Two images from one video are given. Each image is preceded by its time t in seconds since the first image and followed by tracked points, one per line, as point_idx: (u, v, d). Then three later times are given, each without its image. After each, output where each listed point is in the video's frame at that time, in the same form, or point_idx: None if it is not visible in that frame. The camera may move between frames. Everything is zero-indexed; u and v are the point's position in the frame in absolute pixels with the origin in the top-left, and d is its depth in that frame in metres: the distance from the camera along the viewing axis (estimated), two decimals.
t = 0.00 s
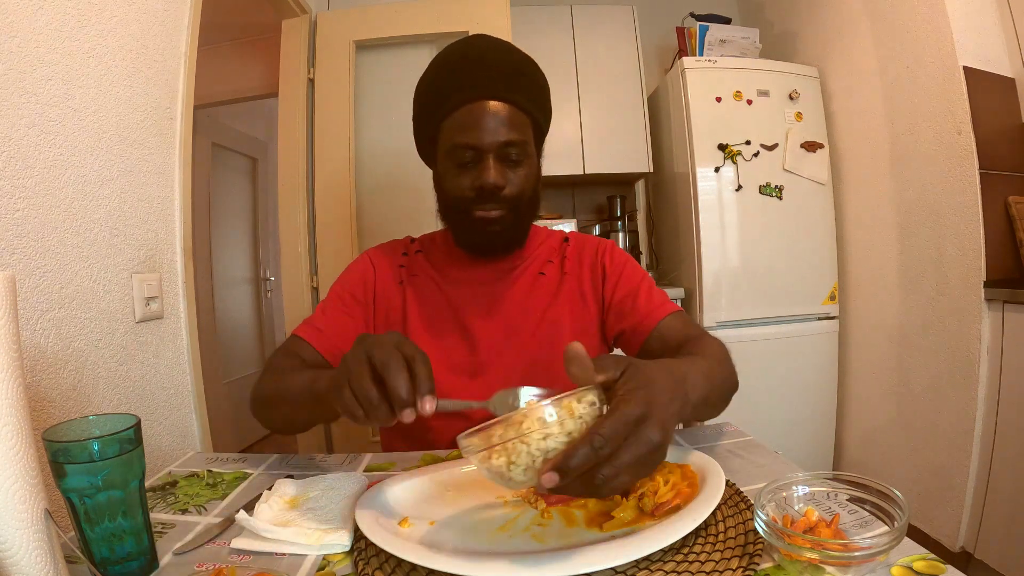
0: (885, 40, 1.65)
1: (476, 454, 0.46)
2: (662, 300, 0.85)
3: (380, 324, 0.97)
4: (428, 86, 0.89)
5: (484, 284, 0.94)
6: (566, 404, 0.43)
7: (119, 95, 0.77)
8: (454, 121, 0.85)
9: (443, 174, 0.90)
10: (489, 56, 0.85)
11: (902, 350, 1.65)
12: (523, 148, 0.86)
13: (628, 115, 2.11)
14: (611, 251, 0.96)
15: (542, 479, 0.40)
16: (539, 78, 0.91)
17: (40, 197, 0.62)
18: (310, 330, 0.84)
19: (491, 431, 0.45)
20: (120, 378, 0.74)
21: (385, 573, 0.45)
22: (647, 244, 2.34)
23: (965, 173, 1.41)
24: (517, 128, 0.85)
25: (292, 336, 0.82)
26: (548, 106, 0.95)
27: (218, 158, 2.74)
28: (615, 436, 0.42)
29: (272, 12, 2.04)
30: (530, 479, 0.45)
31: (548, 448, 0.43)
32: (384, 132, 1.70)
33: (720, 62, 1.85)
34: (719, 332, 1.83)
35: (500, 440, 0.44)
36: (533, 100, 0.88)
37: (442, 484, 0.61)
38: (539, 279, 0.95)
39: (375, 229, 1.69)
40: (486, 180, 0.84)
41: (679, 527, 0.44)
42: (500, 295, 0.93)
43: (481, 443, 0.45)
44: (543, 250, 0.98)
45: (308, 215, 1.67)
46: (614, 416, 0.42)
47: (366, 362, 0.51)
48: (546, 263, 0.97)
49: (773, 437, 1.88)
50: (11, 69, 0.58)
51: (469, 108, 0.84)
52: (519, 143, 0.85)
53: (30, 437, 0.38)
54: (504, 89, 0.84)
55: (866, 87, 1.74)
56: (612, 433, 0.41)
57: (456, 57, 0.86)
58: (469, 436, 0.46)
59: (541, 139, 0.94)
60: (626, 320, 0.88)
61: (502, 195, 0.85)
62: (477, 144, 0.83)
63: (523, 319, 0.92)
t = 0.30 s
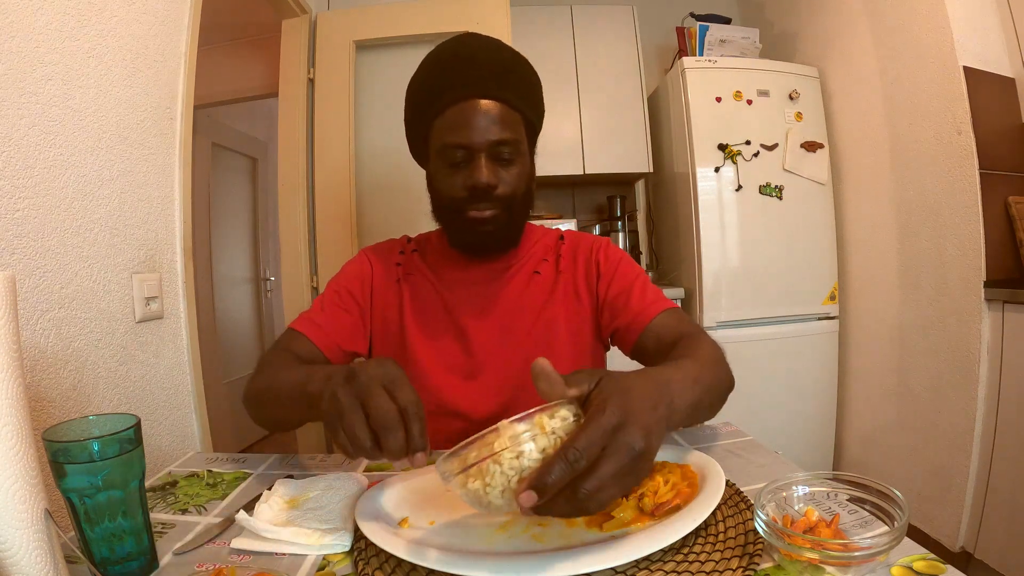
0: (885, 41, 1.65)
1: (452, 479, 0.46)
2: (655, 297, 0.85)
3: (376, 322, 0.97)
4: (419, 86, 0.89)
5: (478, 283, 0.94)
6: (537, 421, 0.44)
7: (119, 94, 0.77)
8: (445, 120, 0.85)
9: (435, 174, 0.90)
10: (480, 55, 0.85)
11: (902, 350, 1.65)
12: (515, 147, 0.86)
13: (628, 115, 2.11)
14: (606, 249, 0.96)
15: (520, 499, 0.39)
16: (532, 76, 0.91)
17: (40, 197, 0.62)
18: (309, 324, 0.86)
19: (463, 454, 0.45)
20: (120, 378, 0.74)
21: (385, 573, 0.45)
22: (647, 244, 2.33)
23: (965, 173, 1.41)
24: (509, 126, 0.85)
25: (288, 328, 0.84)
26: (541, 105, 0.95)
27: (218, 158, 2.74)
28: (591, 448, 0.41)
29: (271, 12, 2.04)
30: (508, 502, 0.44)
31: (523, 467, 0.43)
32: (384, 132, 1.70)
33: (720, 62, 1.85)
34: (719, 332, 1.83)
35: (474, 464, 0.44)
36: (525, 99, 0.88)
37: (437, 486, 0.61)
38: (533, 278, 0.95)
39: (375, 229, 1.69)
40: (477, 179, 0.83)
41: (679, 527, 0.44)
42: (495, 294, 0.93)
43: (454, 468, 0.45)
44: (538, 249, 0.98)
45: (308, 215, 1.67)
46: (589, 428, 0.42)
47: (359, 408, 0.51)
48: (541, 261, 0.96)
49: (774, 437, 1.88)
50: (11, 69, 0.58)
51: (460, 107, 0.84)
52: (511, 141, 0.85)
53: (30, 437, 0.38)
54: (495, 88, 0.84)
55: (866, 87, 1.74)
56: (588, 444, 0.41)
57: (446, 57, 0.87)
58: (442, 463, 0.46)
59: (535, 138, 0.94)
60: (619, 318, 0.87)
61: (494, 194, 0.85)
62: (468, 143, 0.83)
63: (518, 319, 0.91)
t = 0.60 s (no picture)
0: (885, 41, 1.65)
1: (450, 488, 0.46)
2: (653, 296, 0.85)
3: (372, 322, 0.97)
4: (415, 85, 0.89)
5: (475, 284, 0.94)
6: (532, 422, 0.44)
7: (120, 95, 0.77)
8: (441, 119, 0.85)
9: (431, 173, 0.90)
10: (476, 54, 0.85)
11: (902, 350, 1.65)
12: (510, 144, 0.85)
13: (628, 115, 2.11)
14: (604, 249, 0.96)
15: (522, 499, 0.39)
16: (528, 76, 0.91)
17: (40, 197, 0.62)
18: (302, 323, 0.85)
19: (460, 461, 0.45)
20: (120, 378, 0.74)
21: (385, 573, 0.45)
22: (647, 244, 2.33)
23: (965, 173, 1.41)
24: (504, 125, 0.85)
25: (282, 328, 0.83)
26: (537, 104, 0.95)
27: (218, 158, 2.74)
28: (590, 444, 0.42)
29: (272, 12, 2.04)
30: (509, 508, 0.44)
31: (521, 468, 0.43)
32: (384, 132, 1.70)
33: (720, 62, 1.85)
34: (719, 332, 1.83)
35: (472, 469, 0.44)
36: (522, 98, 0.88)
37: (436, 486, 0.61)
38: (531, 278, 0.95)
39: (375, 229, 1.69)
40: (472, 177, 0.84)
41: (679, 527, 0.44)
42: (493, 294, 0.93)
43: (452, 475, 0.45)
44: (535, 249, 0.98)
45: (308, 215, 1.67)
46: (586, 425, 0.42)
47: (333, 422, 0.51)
48: (538, 261, 0.96)
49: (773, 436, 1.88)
50: (11, 69, 0.58)
51: (455, 106, 0.84)
52: (506, 139, 0.85)
53: (30, 437, 0.38)
54: (491, 87, 0.84)
55: (866, 86, 1.74)
56: (587, 439, 0.41)
57: (442, 57, 0.87)
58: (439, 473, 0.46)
59: (531, 137, 0.94)
60: (618, 318, 0.87)
61: (489, 191, 0.85)
62: (463, 142, 0.83)
63: (515, 319, 0.91)
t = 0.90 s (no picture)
0: (885, 41, 1.65)
1: (466, 497, 0.45)
2: (653, 296, 0.85)
3: (371, 325, 0.97)
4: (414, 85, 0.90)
5: (474, 285, 0.94)
6: (553, 429, 0.44)
7: (120, 95, 0.77)
8: (440, 118, 0.85)
9: (430, 174, 0.90)
10: (476, 54, 0.85)
11: (901, 350, 1.65)
12: (508, 144, 0.86)
13: (628, 115, 2.11)
14: (605, 249, 0.96)
15: (543, 507, 0.39)
16: (527, 76, 0.91)
17: (40, 197, 0.62)
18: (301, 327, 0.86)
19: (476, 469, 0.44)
20: (120, 378, 0.74)
21: (385, 573, 0.45)
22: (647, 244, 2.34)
23: (965, 173, 1.41)
24: (503, 124, 0.85)
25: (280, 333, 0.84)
26: (537, 104, 0.95)
27: (218, 158, 2.74)
28: (613, 450, 0.42)
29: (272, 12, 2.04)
30: (528, 517, 0.44)
31: (541, 476, 0.42)
32: (384, 132, 1.70)
33: (720, 62, 1.85)
34: (719, 332, 1.83)
35: (490, 479, 0.43)
36: (521, 98, 0.88)
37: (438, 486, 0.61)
38: (530, 279, 0.94)
39: (375, 229, 1.69)
40: (471, 177, 0.84)
41: (680, 527, 0.44)
42: (492, 296, 0.93)
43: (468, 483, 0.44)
44: (535, 249, 0.98)
45: (308, 215, 1.67)
46: (608, 431, 0.42)
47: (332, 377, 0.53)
48: (538, 262, 0.96)
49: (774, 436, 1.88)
50: (11, 69, 0.58)
51: (454, 105, 0.84)
52: (505, 139, 0.85)
53: (30, 437, 0.38)
54: (490, 87, 0.84)
55: (866, 86, 1.74)
56: (609, 446, 0.41)
57: (442, 57, 0.87)
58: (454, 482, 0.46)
59: (531, 138, 0.95)
60: (618, 318, 0.87)
61: (487, 191, 0.85)
62: (462, 142, 0.83)
63: (516, 320, 0.91)
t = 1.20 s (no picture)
0: (885, 41, 1.65)
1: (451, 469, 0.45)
2: (652, 295, 0.85)
3: (373, 324, 0.97)
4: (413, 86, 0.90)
5: (475, 284, 0.94)
6: (536, 408, 0.44)
7: (119, 95, 0.77)
8: (440, 120, 0.85)
9: (431, 174, 0.90)
10: (475, 54, 0.85)
11: (901, 350, 1.65)
12: (509, 144, 0.86)
13: (628, 115, 2.11)
14: (603, 248, 0.96)
15: (520, 483, 0.39)
16: (526, 77, 0.92)
17: (40, 197, 0.62)
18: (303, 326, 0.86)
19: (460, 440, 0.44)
20: (120, 377, 0.74)
21: (385, 573, 0.45)
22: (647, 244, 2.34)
23: (966, 173, 1.41)
24: (503, 125, 0.85)
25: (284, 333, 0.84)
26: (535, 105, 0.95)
27: (218, 158, 2.74)
28: (591, 432, 0.41)
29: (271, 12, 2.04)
30: (508, 491, 0.44)
31: (522, 452, 0.42)
32: (384, 132, 1.70)
33: (720, 62, 1.85)
34: (719, 332, 1.83)
35: (472, 452, 0.43)
36: (520, 99, 0.88)
37: (438, 485, 0.61)
38: (529, 279, 0.94)
39: (375, 229, 1.70)
40: (472, 177, 0.84)
41: (679, 527, 0.44)
42: (491, 295, 0.93)
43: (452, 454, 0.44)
44: (535, 250, 0.98)
45: (308, 215, 1.67)
46: (591, 414, 0.42)
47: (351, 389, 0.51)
48: (537, 262, 0.96)
49: (774, 437, 1.88)
50: (11, 69, 0.58)
51: (455, 106, 0.84)
52: (505, 139, 0.85)
53: (30, 437, 0.38)
54: (490, 87, 0.84)
55: (866, 86, 1.74)
56: (591, 429, 0.41)
57: (441, 57, 0.87)
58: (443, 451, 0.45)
59: (530, 138, 0.95)
60: (617, 317, 0.87)
61: (488, 191, 0.85)
62: (462, 142, 0.83)
63: (516, 319, 0.91)
